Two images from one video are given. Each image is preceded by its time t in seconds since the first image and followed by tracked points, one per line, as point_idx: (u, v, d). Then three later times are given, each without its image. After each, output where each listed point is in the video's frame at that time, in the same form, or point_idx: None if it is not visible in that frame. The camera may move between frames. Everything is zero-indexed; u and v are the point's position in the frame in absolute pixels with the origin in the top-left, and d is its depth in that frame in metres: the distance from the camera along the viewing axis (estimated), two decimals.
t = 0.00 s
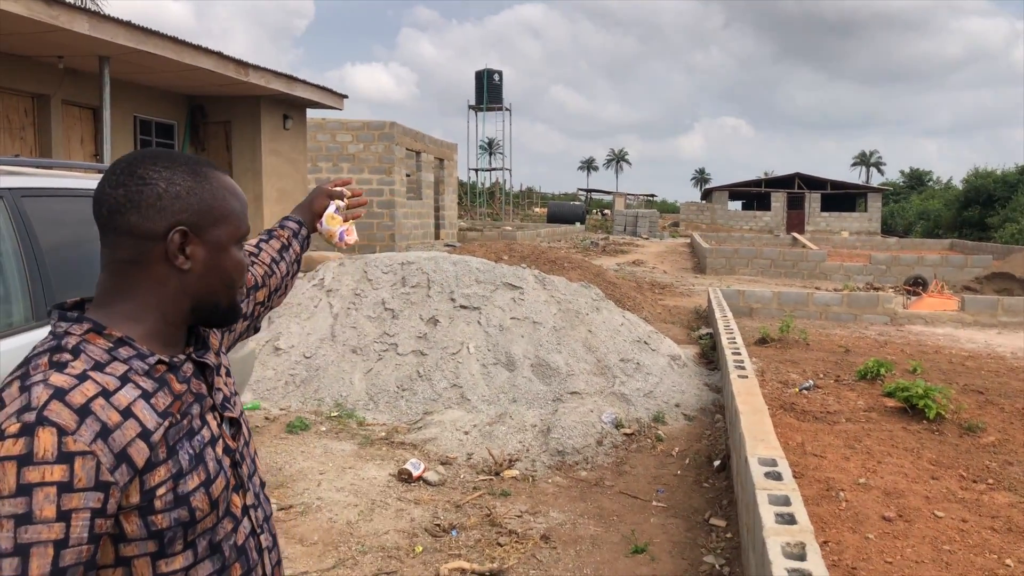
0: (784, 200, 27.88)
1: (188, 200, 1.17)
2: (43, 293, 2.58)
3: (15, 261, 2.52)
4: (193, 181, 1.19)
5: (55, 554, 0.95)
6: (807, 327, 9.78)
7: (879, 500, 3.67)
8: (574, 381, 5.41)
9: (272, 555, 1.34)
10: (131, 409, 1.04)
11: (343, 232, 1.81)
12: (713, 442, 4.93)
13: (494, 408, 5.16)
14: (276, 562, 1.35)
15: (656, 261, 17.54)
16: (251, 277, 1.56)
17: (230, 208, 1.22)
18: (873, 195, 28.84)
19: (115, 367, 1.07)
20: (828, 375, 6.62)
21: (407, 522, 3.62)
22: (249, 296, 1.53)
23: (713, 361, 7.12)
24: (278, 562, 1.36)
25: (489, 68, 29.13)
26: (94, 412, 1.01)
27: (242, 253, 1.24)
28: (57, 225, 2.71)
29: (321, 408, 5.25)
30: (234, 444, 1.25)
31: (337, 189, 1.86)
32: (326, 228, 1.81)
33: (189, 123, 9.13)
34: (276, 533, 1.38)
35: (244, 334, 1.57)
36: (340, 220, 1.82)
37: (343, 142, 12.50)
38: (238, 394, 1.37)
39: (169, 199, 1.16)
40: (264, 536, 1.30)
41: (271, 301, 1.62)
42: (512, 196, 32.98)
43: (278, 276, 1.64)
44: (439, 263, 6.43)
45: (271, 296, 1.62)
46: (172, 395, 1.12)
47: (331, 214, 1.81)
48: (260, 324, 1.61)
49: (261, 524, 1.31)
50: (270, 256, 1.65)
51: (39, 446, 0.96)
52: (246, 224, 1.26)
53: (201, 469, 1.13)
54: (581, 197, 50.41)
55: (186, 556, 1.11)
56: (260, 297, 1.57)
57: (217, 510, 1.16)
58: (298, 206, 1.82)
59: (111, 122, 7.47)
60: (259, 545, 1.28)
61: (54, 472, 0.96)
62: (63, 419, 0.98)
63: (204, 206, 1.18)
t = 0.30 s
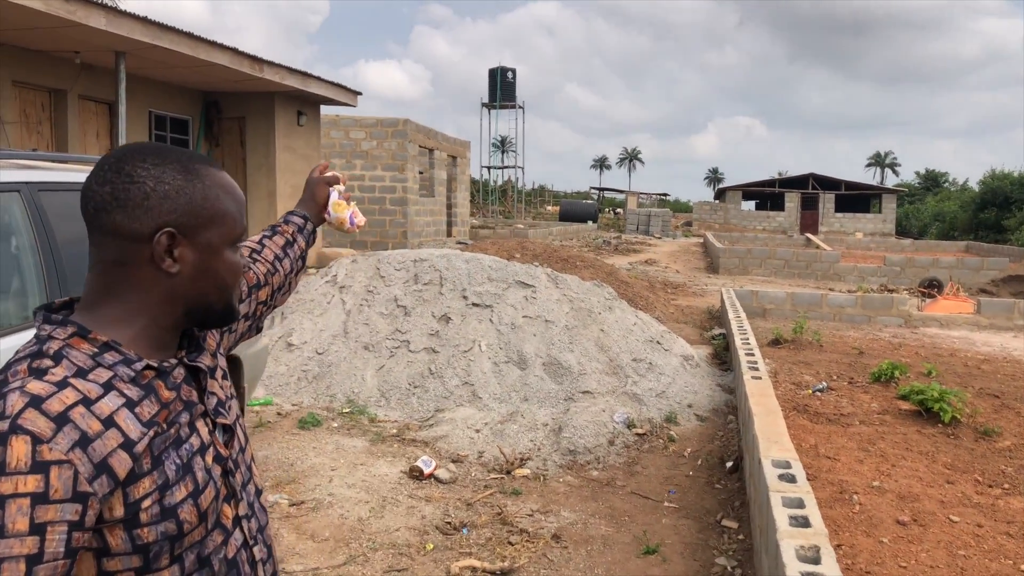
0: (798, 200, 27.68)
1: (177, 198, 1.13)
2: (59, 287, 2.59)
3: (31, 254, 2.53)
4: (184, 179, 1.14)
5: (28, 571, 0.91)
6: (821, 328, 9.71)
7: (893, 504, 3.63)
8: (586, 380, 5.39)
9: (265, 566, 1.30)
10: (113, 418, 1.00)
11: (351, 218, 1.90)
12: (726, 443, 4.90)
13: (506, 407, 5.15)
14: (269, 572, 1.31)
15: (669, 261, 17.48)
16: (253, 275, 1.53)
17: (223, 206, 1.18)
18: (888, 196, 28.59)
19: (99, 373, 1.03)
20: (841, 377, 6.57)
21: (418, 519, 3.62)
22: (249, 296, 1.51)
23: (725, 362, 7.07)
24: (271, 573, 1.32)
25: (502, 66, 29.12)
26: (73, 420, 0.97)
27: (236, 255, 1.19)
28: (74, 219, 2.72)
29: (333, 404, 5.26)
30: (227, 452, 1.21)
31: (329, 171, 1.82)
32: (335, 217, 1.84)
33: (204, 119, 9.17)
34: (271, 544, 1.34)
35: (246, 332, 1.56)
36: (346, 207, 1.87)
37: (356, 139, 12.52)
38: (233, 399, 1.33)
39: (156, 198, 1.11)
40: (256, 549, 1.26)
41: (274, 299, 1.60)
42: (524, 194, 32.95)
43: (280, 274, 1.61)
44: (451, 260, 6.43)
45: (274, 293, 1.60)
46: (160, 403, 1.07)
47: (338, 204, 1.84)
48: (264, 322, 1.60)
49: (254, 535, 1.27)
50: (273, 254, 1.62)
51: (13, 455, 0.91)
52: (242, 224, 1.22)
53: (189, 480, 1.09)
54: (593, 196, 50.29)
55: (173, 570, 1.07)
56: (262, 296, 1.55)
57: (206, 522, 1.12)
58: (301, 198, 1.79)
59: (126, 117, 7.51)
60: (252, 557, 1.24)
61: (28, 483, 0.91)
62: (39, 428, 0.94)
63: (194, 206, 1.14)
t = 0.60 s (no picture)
0: (800, 203, 27.65)
1: (73, 199, 1.02)
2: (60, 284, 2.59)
3: (33, 252, 2.53)
4: (86, 176, 1.03)
5: None
6: (823, 331, 9.71)
7: (894, 508, 3.62)
8: (587, 381, 5.39)
9: None
10: (73, 442, 0.94)
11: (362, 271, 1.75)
12: (727, 445, 4.89)
13: (507, 407, 5.15)
14: None
15: (671, 262, 17.48)
16: (256, 297, 1.47)
17: (129, 205, 1.03)
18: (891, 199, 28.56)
19: (61, 393, 0.97)
20: (843, 380, 6.56)
21: (418, 519, 3.62)
22: (250, 316, 1.44)
23: (727, 364, 7.07)
24: None
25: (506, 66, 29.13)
26: (28, 445, 0.91)
27: (152, 261, 1.03)
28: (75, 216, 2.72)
29: (334, 404, 5.26)
30: (204, 474, 1.13)
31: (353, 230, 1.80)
32: (346, 264, 1.72)
33: (208, 117, 9.18)
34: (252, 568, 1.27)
35: (241, 357, 1.46)
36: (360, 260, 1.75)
37: (359, 139, 12.53)
38: (221, 413, 1.26)
39: (56, 198, 1.03)
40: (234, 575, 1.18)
41: (275, 327, 1.51)
42: (527, 195, 33.00)
43: (287, 301, 1.53)
44: (454, 261, 6.43)
45: (276, 320, 1.51)
46: (127, 424, 1.01)
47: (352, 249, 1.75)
48: (264, 349, 1.52)
49: (235, 559, 1.20)
50: (279, 280, 1.55)
51: None
52: (165, 224, 1.05)
53: (156, 506, 1.02)
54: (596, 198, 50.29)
55: None
56: (263, 319, 1.47)
57: (176, 549, 1.05)
58: (318, 239, 1.72)
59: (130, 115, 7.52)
60: None
61: None
62: None
63: (90, 206, 1.02)
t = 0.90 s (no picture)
0: (801, 203, 27.63)
1: (56, 191, 1.05)
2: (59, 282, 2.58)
3: (32, 250, 2.52)
4: (68, 170, 1.05)
5: None
6: (823, 331, 9.70)
7: (894, 508, 3.62)
8: (587, 381, 5.38)
9: None
10: (50, 445, 0.95)
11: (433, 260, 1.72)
12: (727, 445, 4.88)
13: (507, 407, 5.14)
14: None
15: (671, 262, 17.47)
16: (304, 294, 1.47)
17: (98, 198, 1.03)
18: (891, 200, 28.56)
19: (48, 393, 0.98)
20: (843, 380, 6.55)
21: (417, 519, 3.61)
22: (296, 313, 1.45)
23: (726, 364, 7.06)
24: None
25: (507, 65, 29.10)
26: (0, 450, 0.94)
27: (114, 254, 1.02)
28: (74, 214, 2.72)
29: (333, 403, 5.25)
30: (205, 477, 1.11)
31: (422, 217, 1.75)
32: (417, 255, 1.68)
33: (208, 116, 9.17)
34: None
35: (291, 353, 1.47)
36: (430, 249, 1.72)
37: (360, 138, 12.53)
38: (242, 414, 1.24)
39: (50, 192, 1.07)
40: None
41: (327, 323, 1.50)
42: (527, 195, 32.96)
43: (341, 297, 1.51)
44: (454, 260, 6.43)
45: (328, 316, 1.50)
46: (115, 426, 1.01)
47: (422, 239, 1.71)
48: (317, 345, 1.51)
49: (243, 567, 1.17)
50: (335, 275, 1.53)
51: None
52: (130, 219, 1.03)
53: (138, 510, 1.01)
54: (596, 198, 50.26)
55: None
56: (313, 316, 1.47)
57: (163, 555, 1.04)
58: (386, 230, 1.67)
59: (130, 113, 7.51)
60: None
61: None
62: None
63: (66, 198, 1.04)
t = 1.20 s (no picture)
0: (803, 199, 27.57)
1: (100, 183, 1.10)
2: (59, 281, 2.57)
3: (32, 248, 2.52)
4: (109, 159, 1.09)
5: None
6: (826, 327, 9.68)
7: (897, 503, 3.61)
8: (589, 377, 5.39)
9: None
10: (76, 426, 0.97)
11: (534, 276, 1.71)
12: (729, 441, 4.88)
13: (509, 404, 5.14)
14: None
15: (673, 259, 17.45)
16: (375, 299, 1.50)
17: (132, 185, 1.07)
18: (893, 195, 28.48)
19: (81, 375, 1.01)
20: (845, 376, 6.54)
21: (419, 516, 3.61)
22: (363, 317, 1.48)
23: (729, 360, 7.06)
24: None
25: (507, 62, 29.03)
26: (29, 427, 0.96)
27: (146, 241, 1.06)
28: (74, 213, 2.72)
29: (336, 400, 5.25)
30: (233, 471, 1.11)
31: (530, 231, 1.77)
32: (516, 269, 1.70)
33: (209, 114, 9.17)
34: None
35: (361, 360, 1.50)
36: (530, 263, 1.72)
37: (361, 135, 12.51)
38: (283, 412, 1.23)
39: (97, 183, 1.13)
40: None
41: (402, 332, 1.52)
42: (528, 191, 32.92)
43: (418, 305, 1.54)
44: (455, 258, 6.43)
45: (403, 325, 1.52)
46: (142, 412, 1.03)
47: (523, 253, 1.71)
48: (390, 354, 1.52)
49: (271, 566, 1.16)
50: (416, 284, 1.56)
51: None
52: (161, 206, 1.06)
53: (158, 496, 1.02)
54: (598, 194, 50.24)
55: None
56: (383, 322, 1.50)
57: (183, 545, 1.04)
58: (489, 242, 1.72)
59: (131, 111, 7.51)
60: None
61: None
62: None
63: (107, 188, 1.09)
